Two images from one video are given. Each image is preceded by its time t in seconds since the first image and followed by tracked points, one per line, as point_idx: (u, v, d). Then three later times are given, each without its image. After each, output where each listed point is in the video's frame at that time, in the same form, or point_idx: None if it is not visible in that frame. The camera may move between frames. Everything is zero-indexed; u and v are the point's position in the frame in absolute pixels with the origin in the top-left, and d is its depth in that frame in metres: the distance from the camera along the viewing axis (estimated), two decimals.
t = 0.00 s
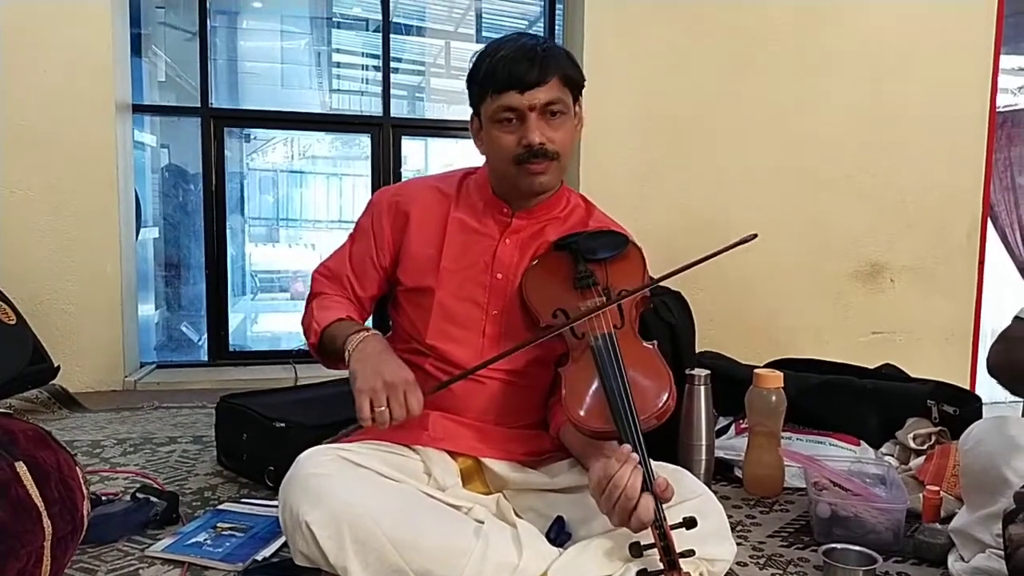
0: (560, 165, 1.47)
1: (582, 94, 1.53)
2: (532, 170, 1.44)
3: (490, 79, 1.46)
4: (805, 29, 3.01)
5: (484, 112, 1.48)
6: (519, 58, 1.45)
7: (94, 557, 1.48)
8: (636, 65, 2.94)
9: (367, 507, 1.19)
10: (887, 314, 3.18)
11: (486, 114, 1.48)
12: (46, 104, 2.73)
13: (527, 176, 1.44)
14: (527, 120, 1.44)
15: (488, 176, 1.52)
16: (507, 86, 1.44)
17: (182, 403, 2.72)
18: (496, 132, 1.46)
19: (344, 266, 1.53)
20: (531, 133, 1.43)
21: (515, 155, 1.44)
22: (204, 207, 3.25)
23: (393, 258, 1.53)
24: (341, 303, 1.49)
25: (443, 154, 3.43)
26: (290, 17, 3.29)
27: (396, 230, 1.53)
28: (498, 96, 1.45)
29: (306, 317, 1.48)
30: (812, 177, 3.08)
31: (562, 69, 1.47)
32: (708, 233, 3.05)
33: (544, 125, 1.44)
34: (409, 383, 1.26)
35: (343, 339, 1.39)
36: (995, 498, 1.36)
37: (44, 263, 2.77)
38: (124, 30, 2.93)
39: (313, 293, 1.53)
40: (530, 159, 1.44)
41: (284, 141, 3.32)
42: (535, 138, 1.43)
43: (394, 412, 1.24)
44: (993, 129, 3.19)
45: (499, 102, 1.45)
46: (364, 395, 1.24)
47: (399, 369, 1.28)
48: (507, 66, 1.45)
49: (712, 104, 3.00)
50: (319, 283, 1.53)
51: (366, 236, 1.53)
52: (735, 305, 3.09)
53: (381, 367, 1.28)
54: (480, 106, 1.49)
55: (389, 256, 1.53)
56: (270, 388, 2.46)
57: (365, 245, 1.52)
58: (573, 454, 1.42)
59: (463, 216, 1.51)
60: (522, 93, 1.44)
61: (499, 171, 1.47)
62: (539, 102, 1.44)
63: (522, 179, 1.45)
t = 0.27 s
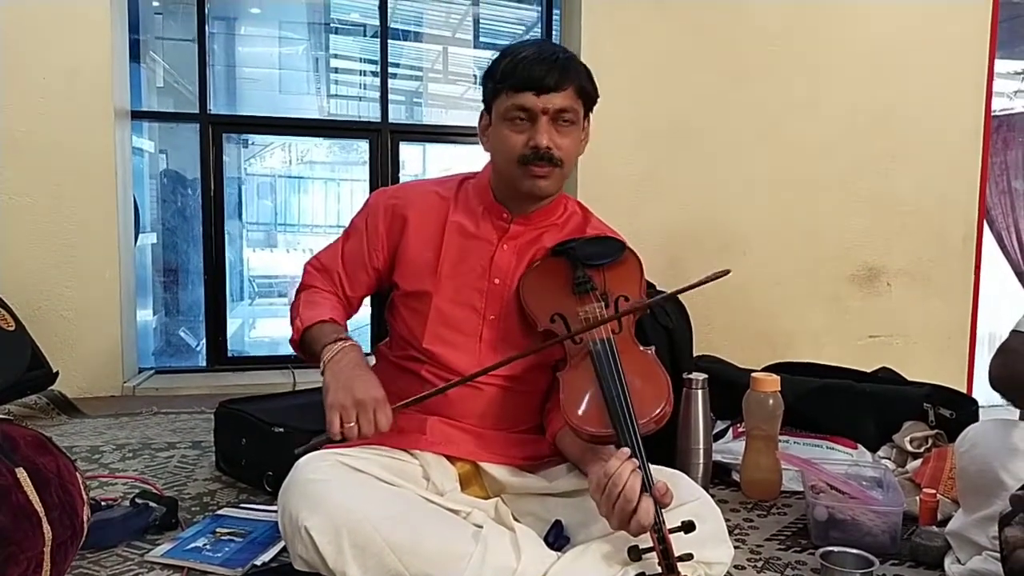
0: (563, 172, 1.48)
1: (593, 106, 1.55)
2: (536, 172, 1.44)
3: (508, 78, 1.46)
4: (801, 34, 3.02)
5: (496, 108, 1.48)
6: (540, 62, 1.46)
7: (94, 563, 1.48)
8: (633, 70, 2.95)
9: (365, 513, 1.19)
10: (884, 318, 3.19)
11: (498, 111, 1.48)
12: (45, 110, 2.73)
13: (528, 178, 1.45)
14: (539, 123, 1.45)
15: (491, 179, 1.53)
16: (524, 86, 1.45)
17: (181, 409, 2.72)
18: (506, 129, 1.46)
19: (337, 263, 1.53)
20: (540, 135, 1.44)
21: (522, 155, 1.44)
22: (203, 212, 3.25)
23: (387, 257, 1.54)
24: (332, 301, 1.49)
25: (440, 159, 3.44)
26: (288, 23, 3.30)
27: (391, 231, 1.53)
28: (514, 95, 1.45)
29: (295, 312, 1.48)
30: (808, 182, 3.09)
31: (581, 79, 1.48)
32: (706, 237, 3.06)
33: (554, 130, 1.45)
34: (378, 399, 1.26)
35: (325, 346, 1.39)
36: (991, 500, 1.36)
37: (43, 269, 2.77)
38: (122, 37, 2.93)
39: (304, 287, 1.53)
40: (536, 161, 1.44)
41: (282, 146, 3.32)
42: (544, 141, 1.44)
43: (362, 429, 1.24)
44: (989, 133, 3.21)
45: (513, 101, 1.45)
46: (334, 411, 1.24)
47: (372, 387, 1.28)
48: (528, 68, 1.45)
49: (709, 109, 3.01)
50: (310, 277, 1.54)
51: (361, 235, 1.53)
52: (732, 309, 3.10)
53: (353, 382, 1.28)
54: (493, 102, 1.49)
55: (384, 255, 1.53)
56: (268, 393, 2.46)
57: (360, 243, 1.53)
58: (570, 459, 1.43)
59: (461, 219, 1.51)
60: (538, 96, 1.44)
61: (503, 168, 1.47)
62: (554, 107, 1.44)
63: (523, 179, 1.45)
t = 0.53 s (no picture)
0: (564, 167, 1.48)
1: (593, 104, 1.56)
2: (537, 166, 1.44)
3: (508, 73, 1.47)
4: (799, 33, 3.03)
5: (497, 105, 1.49)
6: (538, 57, 1.47)
7: (95, 561, 1.49)
8: (632, 69, 2.96)
9: (365, 511, 1.20)
10: (883, 317, 3.20)
11: (499, 107, 1.49)
12: (45, 111, 2.74)
13: (529, 172, 1.45)
14: (539, 116, 1.45)
15: (492, 177, 1.53)
16: (523, 81, 1.46)
17: (181, 408, 2.72)
18: (507, 124, 1.47)
19: (343, 259, 1.54)
20: (540, 128, 1.44)
21: (523, 148, 1.45)
22: (202, 212, 3.25)
23: (392, 252, 1.54)
24: (342, 299, 1.50)
25: (440, 158, 3.45)
26: (287, 23, 3.31)
27: (394, 229, 1.54)
28: (514, 90, 1.46)
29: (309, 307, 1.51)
30: (807, 181, 3.10)
31: (580, 75, 1.49)
32: (705, 236, 3.07)
33: (554, 124, 1.46)
34: (417, 396, 1.33)
35: (350, 348, 1.41)
36: (989, 497, 1.37)
37: (42, 269, 2.78)
38: (121, 37, 2.94)
39: (312, 282, 1.55)
40: (536, 155, 1.44)
41: (281, 146, 3.33)
42: (544, 134, 1.44)
43: (406, 423, 1.33)
44: (988, 132, 3.21)
45: (513, 95, 1.46)
46: (378, 413, 1.32)
47: (406, 382, 1.35)
48: (526, 63, 1.47)
49: (708, 108, 3.01)
50: (318, 273, 1.55)
51: (365, 232, 1.53)
52: (732, 308, 3.10)
53: (390, 380, 1.34)
54: (494, 99, 1.50)
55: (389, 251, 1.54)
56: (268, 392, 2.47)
57: (365, 240, 1.53)
58: (571, 458, 1.43)
59: (463, 217, 1.52)
60: (538, 90, 1.45)
61: (504, 163, 1.47)
62: (553, 101, 1.45)
63: (524, 174, 1.45)
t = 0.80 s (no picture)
0: (567, 158, 1.48)
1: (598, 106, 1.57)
2: (540, 152, 1.45)
3: (515, 65, 1.50)
4: (799, 35, 3.03)
5: (504, 97, 1.51)
6: (546, 49, 1.50)
7: (96, 562, 1.49)
8: (632, 71, 2.96)
9: (366, 513, 1.20)
10: (883, 318, 3.20)
11: (504, 99, 1.51)
12: (45, 112, 2.74)
13: (532, 159, 1.45)
14: (543, 105, 1.47)
15: (495, 175, 1.54)
16: (530, 71, 1.48)
17: (182, 409, 2.72)
18: (512, 113, 1.48)
19: (349, 272, 1.53)
20: (545, 115, 1.46)
21: (527, 135, 1.45)
22: (203, 214, 3.26)
23: (397, 257, 1.54)
24: (354, 310, 1.48)
25: (440, 160, 3.45)
26: (287, 24, 3.31)
27: (398, 233, 1.53)
28: (520, 80, 1.48)
29: (322, 327, 1.47)
30: (807, 182, 3.10)
31: (585, 71, 1.51)
32: (705, 237, 3.07)
33: (558, 114, 1.47)
34: (453, 386, 1.32)
35: (376, 351, 1.38)
36: (988, 498, 1.37)
37: (43, 271, 2.78)
38: (122, 38, 2.94)
39: (319, 301, 1.52)
40: (539, 141, 1.45)
41: (282, 147, 3.33)
42: (548, 121, 1.45)
43: (445, 415, 1.31)
44: (988, 133, 3.22)
45: (519, 85, 1.48)
46: (417, 409, 1.30)
47: (441, 373, 1.33)
48: (532, 55, 1.49)
49: (708, 109, 3.02)
50: (324, 291, 1.53)
51: (368, 239, 1.53)
52: (732, 309, 3.11)
53: (426, 373, 1.32)
54: (501, 93, 1.52)
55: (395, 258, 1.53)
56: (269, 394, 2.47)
57: (369, 250, 1.53)
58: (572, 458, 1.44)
59: (466, 217, 1.52)
60: (543, 79, 1.47)
61: (507, 152, 1.48)
62: (558, 91, 1.47)
63: (527, 160, 1.45)
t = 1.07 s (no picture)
0: (569, 152, 1.48)
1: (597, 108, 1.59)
2: (543, 144, 1.45)
3: (517, 62, 1.51)
4: (798, 36, 3.04)
5: (505, 94, 1.52)
6: (548, 48, 1.52)
7: (95, 562, 1.49)
8: (631, 72, 2.96)
9: (365, 513, 1.20)
10: (882, 319, 3.20)
11: (506, 96, 1.51)
12: (44, 112, 2.74)
13: (535, 151, 1.45)
14: (546, 100, 1.48)
15: (496, 174, 1.54)
16: (532, 67, 1.50)
17: (181, 410, 2.72)
18: (514, 108, 1.49)
19: (359, 288, 1.49)
20: (548, 108, 1.47)
21: (530, 128, 1.45)
22: (202, 214, 3.26)
23: (404, 263, 1.51)
24: (370, 324, 1.44)
25: (439, 160, 3.45)
26: (286, 25, 3.31)
27: (403, 238, 1.52)
28: (521, 76, 1.49)
29: (340, 346, 1.42)
30: (806, 183, 3.10)
31: (585, 70, 1.53)
32: (703, 238, 3.07)
33: (560, 109, 1.48)
34: (490, 377, 1.28)
35: (404, 355, 1.34)
36: (986, 498, 1.37)
37: (42, 271, 2.78)
38: (121, 39, 2.94)
39: (332, 322, 1.47)
40: (542, 133, 1.45)
41: (281, 148, 3.33)
42: (551, 114, 1.46)
43: (483, 409, 1.27)
44: (986, 134, 3.22)
45: (522, 81, 1.49)
46: (455, 403, 1.25)
47: (475, 366, 1.29)
48: (534, 53, 1.51)
49: (706, 110, 3.02)
50: (336, 311, 1.48)
51: (375, 251, 1.51)
52: (730, 310, 3.11)
53: (459, 367, 1.29)
54: (502, 90, 1.53)
55: (402, 268, 1.51)
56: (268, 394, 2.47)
57: (378, 262, 1.50)
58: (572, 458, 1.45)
59: (467, 218, 1.52)
60: (545, 75, 1.49)
61: (509, 147, 1.47)
62: (560, 86, 1.48)
63: (530, 152, 1.45)
